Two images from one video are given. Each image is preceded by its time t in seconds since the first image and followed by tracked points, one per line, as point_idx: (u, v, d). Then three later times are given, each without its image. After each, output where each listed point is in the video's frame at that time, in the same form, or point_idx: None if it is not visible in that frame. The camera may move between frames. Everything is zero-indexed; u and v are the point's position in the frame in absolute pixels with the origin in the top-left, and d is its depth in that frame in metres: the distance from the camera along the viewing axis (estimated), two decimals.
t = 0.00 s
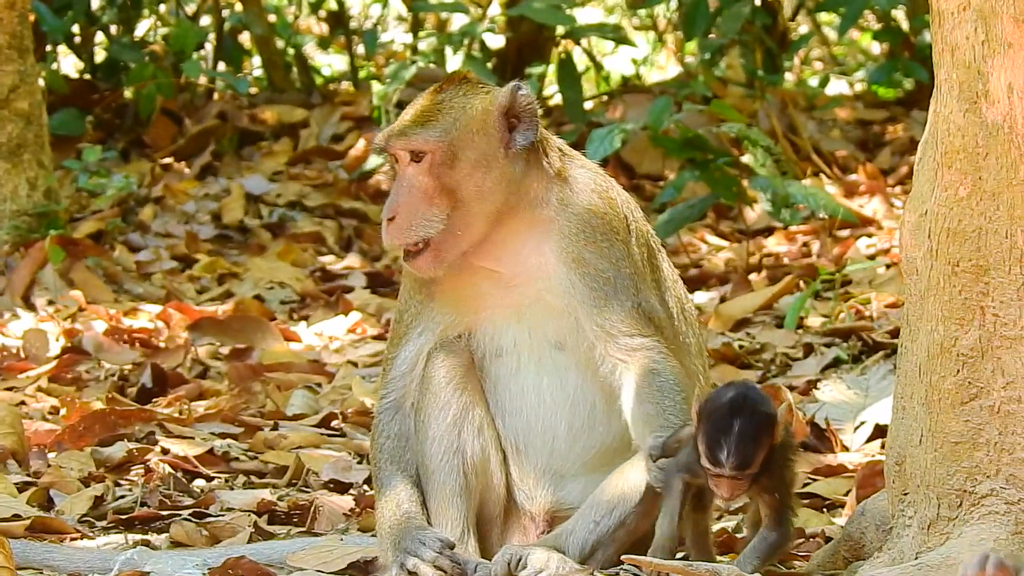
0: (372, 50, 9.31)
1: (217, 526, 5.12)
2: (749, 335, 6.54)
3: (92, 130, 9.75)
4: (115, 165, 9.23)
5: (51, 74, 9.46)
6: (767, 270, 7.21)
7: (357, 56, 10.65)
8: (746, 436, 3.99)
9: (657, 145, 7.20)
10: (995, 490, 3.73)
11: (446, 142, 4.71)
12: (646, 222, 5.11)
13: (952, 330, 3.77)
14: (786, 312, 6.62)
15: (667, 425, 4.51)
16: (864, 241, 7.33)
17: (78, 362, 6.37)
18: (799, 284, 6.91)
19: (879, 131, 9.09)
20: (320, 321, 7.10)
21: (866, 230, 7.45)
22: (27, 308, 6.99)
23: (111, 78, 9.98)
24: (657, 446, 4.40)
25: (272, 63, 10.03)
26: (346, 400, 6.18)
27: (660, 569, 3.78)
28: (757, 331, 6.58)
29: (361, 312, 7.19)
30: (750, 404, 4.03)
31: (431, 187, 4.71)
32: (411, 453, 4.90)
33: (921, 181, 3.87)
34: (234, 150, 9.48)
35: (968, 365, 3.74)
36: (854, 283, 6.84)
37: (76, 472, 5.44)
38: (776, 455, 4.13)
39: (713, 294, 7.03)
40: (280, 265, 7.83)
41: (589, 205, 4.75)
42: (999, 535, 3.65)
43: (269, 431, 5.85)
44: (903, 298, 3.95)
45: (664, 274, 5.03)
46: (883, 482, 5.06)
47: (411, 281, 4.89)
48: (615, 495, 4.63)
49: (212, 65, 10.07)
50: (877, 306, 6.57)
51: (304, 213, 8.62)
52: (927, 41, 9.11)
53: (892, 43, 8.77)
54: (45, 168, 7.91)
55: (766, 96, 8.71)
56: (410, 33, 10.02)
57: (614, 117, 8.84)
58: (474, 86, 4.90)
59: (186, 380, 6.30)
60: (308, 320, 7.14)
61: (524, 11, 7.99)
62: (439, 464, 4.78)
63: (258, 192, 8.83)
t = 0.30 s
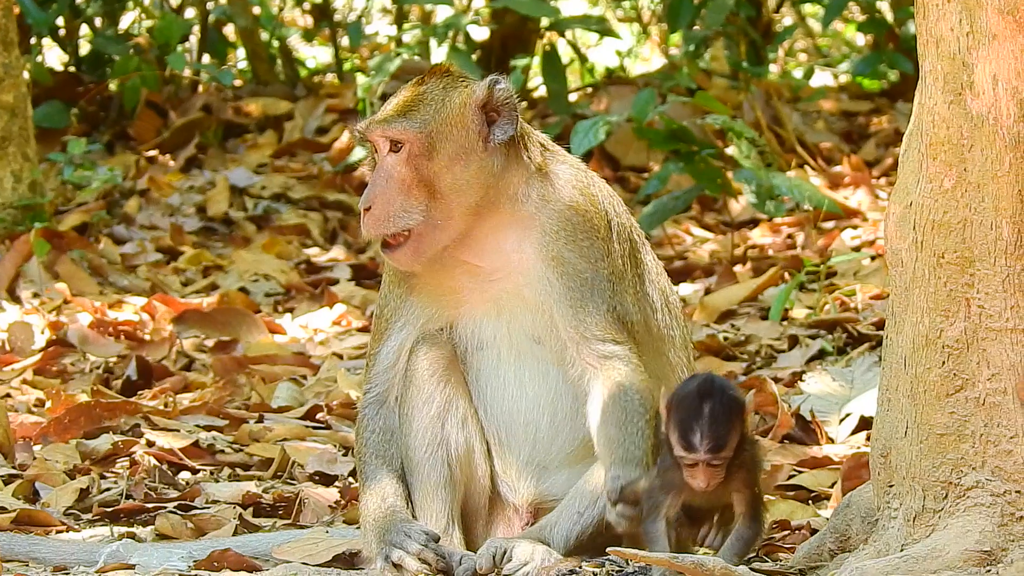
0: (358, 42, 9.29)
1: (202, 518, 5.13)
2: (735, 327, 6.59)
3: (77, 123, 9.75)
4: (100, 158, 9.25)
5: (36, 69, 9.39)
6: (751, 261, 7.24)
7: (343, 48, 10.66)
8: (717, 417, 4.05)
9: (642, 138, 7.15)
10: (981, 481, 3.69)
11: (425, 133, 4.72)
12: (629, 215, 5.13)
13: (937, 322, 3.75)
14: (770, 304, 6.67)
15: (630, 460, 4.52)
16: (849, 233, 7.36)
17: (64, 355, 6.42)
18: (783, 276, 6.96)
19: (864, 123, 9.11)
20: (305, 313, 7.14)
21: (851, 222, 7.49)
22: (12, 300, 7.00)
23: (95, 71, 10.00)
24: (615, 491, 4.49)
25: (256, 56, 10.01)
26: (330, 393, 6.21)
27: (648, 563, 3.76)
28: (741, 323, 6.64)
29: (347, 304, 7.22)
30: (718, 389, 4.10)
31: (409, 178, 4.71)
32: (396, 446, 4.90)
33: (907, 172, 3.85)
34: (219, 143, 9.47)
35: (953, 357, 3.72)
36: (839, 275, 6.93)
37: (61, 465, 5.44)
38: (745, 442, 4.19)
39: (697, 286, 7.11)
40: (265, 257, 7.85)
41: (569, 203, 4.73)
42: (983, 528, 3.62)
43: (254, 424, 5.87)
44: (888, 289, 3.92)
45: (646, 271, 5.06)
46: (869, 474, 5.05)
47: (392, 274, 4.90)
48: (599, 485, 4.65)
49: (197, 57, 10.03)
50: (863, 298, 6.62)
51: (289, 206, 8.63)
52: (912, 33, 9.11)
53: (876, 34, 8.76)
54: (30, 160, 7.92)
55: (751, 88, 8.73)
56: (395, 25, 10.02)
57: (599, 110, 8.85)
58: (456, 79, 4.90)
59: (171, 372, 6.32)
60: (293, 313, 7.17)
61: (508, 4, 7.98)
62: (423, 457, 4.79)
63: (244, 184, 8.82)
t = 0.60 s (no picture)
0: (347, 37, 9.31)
1: (192, 513, 5.14)
2: (724, 322, 6.62)
3: (66, 118, 9.74)
4: (90, 153, 9.26)
5: (26, 62, 9.40)
6: (740, 256, 7.27)
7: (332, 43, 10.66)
8: (716, 421, 4.09)
9: (630, 131, 7.23)
10: (971, 475, 3.69)
11: (470, 117, 4.57)
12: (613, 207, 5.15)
13: (927, 316, 3.75)
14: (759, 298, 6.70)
15: (618, 480, 4.56)
16: (838, 228, 7.38)
17: (53, 350, 6.44)
18: (773, 270, 6.98)
19: (853, 118, 9.11)
20: (295, 308, 7.16)
21: (840, 216, 7.52)
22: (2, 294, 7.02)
23: (85, 66, 9.98)
24: (606, 514, 4.45)
25: (246, 51, 10.03)
26: (320, 387, 6.22)
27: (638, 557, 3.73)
28: (730, 317, 6.67)
29: (336, 298, 7.24)
30: (720, 395, 4.15)
31: (450, 159, 4.51)
32: (382, 442, 4.88)
33: (895, 166, 3.82)
34: (208, 138, 9.49)
35: (943, 351, 3.71)
36: (829, 269, 6.96)
37: (51, 460, 5.45)
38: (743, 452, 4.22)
39: (686, 280, 7.15)
40: (255, 252, 7.86)
41: (560, 201, 4.72)
42: (974, 522, 3.64)
43: (244, 419, 5.89)
44: (876, 284, 3.90)
45: (629, 264, 5.10)
46: (859, 468, 5.05)
47: (378, 267, 4.85)
48: (589, 480, 4.67)
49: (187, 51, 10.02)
50: (852, 292, 6.66)
51: (279, 200, 8.64)
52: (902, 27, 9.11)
53: (865, 28, 8.75)
54: (20, 155, 7.93)
55: (740, 83, 8.74)
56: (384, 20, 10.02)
57: (588, 105, 8.85)
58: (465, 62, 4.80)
59: (161, 366, 6.36)
60: (283, 308, 7.19)
61: None
62: (410, 452, 4.80)
63: (233, 179, 8.83)
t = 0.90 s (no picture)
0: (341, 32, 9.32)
1: (184, 508, 5.15)
2: (717, 317, 6.63)
3: (59, 113, 9.73)
4: (83, 148, 9.27)
5: (18, 58, 9.40)
6: (733, 252, 7.28)
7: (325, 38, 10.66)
8: (726, 412, 4.07)
9: (624, 127, 7.25)
10: (964, 471, 3.68)
11: (505, 106, 4.65)
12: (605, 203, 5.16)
13: (920, 311, 3.75)
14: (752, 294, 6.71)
15: (613, 474, 4.55)
16: (831, 223, 7.39)
17: (47, 345, 6.46)
18: (765, 266, 6.99)
19: (846, 113, 9.12)
20: (288, 303, 7.16)
21: (833, 212, 7.52)
22: None
23: (78, 61, 9.92)
24: (603, 505, 4.41)
25: (238, 46, 10.04)
26: (312, 382, 6.23)
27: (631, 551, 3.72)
28: (722, 312, 6.68)
29: (328, 293, 7.25)
30: (732, 387, 4.12)
31: (485, 145, 4.60)
32: (374, 438, 4.86)
33: (888, 162, 3.86)
34: (201, 133, 9.50)
35: (936, 346, 3.71)
36: (822, 265, 6.96)
37: (44, 455, 5.45)
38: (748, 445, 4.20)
39: (679, 275, 7.16)
40: (248, 247, 7.87)
41: (560, 197, 4.76)
42: (966, 518, 3.63)
43: (237, 414, 5.91)
44: (870, 279, 3.92)
45: (622, 260, 5.11)
46: (852, 464, 5.06)
47: (373, 261, 4.86)
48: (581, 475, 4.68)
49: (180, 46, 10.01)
50: (845, 288, 6.67)
51: (272, 195, 8.64)
52: (895, 23, 9.11)
53: (858, 24, 8.76)
54: (13, 150, 7.93)
55: (733, 78, 8.74)
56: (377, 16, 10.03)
57: (581, 99, 8.85)
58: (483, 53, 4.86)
59: (154, 361, 6.36)
60: (276, 303, 7.19)
61: None
62: (402, 447, 4.78)
63: (226, 174, 8.84)
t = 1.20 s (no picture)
0: (336, 29, 9.31)
1: (179, 504, 5.15)
2: (712, 314, 6.64)
3: (54, 109, 9.73)
4: (78, 144, 9.26)
5: (13, 54, 9.40)
6: (729, 249, 7.29)
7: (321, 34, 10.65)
8: (730, 397, 4.09)
9: (619, 123, 7.28)
10: (959, 469, 3.68)
11: (504, 88, 4.70)
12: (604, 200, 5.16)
13: (915, 309, 3.76)
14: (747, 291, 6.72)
15: (609, 470, 4.54)
16: (826, 221, 7.39)
17: (42, 341, 6.47)
18: (760, 263, 7.00)
19: (842, 110, 9.11)
20: (283, 299, 7.17)
21: (829, 209, 7.52)
22: None
23: (73, 57, 9.97)
24: (599, 503, 4.38)
25: (234, 42, 10.03)
26: (307, 378, 6.24)
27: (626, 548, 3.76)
28: (717, 309, 6.68)
29: (323, 290, 7.25)
30: (735, 374, 4.15)
31: (482, 126, 4.64)
32: (370, 433, 4.86)
33: (883, 160, 3.86)
34: (197, 129, 9.49)
35: (931, 343, 3.72)
36: (817, 262, 6.97)
37: (39, 451, 5.46)
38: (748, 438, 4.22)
39: (674, 273, 7.17)
40: (243, 243, 7.87)
41: (560, 192, 4.77)
42: (961, 515, 3.63)
43: (232, 410, 5.92)
44: (865, 278, 3.93)
45: (619, 256, 5.10)
46: (846, 461, 5.06)
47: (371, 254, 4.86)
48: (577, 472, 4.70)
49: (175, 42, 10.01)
50: (840, 285, 6.68)
51: (267, 191, 8.64)
52: (890, 20, 9.11)
53: (854, 21, 8.76)
54: (8, 147, 7.94)
55: (728, 75, 8.75)
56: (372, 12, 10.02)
57: (576, 96, 8.84)
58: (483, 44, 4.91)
59: (149, 357, 6.38)
60: (271, 299, 7.20)
61: None
62: (398, 443, 4.76)
63: (222, 170, 8.84)
